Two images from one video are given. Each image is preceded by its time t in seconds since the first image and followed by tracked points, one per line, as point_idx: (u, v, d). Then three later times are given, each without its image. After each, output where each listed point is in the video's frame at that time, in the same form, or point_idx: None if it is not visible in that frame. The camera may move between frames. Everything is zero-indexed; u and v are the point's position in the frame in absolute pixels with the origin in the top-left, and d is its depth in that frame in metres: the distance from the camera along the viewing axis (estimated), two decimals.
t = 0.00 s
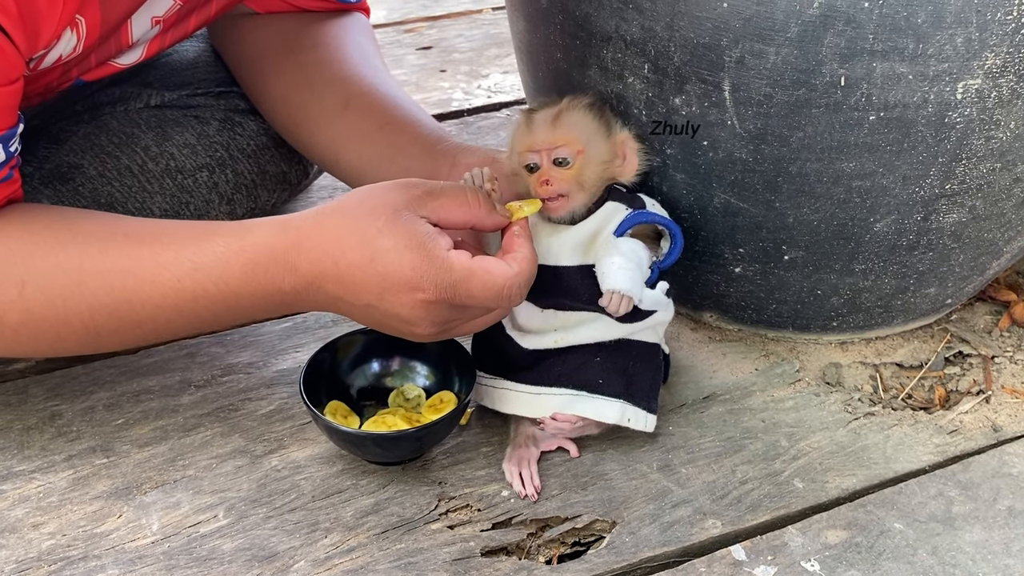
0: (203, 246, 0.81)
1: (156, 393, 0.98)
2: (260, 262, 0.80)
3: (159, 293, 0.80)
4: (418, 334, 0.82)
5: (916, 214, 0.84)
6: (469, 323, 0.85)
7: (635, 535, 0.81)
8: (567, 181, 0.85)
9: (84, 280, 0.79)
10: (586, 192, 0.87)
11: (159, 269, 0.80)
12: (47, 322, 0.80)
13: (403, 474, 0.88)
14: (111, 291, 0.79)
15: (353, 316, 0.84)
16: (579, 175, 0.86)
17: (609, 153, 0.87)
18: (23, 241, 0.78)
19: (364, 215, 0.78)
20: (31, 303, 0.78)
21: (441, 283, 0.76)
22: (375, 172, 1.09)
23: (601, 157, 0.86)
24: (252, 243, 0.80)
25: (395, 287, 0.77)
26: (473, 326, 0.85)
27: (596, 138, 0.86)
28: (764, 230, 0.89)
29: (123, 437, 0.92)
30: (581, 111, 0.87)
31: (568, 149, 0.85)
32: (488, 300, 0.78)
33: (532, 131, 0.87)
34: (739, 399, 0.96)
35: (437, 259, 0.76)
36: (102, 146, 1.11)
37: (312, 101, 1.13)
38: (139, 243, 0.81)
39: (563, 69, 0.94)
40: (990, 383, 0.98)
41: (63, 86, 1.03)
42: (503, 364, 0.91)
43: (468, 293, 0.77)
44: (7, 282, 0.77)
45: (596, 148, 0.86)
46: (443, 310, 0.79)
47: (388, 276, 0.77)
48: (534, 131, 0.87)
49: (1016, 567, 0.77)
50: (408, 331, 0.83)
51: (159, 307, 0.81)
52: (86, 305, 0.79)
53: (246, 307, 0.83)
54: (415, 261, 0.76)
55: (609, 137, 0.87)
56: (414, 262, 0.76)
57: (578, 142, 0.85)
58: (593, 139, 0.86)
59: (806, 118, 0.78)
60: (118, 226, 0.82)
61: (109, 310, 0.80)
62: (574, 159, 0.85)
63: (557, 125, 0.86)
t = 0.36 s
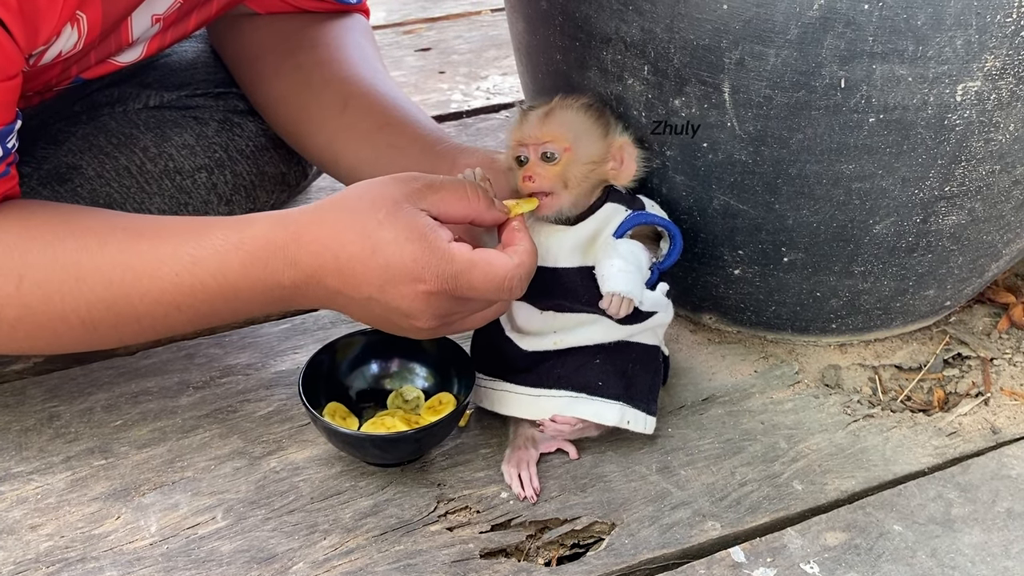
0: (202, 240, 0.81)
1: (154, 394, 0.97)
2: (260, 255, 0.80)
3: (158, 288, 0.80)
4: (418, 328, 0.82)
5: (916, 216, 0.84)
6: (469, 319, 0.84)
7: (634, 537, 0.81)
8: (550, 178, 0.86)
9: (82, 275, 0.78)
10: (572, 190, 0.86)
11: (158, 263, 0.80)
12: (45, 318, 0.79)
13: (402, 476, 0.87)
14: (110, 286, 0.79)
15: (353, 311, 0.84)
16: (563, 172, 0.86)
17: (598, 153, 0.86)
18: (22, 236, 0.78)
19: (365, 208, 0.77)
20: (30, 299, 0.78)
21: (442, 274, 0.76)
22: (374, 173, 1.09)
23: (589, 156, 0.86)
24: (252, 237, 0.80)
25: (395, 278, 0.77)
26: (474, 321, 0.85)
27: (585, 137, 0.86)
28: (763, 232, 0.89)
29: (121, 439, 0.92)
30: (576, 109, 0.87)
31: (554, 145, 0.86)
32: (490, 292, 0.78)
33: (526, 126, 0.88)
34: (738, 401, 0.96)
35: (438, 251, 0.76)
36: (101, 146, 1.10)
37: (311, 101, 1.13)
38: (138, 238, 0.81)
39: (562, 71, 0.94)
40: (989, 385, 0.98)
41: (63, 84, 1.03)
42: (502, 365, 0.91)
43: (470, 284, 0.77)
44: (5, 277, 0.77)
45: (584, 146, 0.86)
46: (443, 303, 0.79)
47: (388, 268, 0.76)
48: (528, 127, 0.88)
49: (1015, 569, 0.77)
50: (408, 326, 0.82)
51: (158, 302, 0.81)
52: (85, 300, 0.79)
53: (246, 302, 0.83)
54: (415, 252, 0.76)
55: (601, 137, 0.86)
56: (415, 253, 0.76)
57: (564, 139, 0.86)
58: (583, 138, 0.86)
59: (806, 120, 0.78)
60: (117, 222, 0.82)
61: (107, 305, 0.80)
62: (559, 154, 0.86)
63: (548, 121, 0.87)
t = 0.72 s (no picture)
0: (204, 238, 0.81)
1: (152, 396, 0.97)
2: (261, 253, 0.80)
3: (160, 285, 0.80)
4: (418, 325, 0.82)
5: (913, 218, 0.84)
6: (469, 316, 0.84)
7: (632, 538, 0.81)
8: (570, 186, 0.86)
9: (84, 273, 0.78)
10: (588, 197, 0.88)
11: (160, 261, 0.80)
12: (47, 317, 0.79)
13: (400, 477, 0.87)
14: (112, 283, 0.79)
15: (353, 308, 0.84)
16: (581, 180, 0.87)
17: (612, 158, 0.87)
18: (24, 235, 0.78)
19: (364, 203, 0.78)
20: (31, 298, 0.78)
21: (442, 268, 0.76)
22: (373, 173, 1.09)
23: (603, 162, 0.87)
24: (254, 234, 0.80)
25: (395, 273, 0.77)
26: (474, 318, 0.85)
27: (599, 143, 0.87)
28: (761, 233, 0.89)
29: (119, 439, 0.92)
30: (587, 114, 0.87)
31: (573, 153, 0.86)
32: (490, 288, 0.78)
33: (538, 133, 0.87)
34: (736, 402, 0.96)
35: (437, 245, 0.76)
36: (99, 147, 1.10)
37: (309, 101, 1.13)
38: (140, 237, 0.81)
39: (560, 73, 0.94)
40: (986, 386, 0.98)
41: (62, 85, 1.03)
42: (500, 367, 0.91)
43: (469, 278, 0.77)
44: (7, 277, 0.77)
45: (600, 153, 0.87)
46: (443, 298, 0.79)
47: (388, 262, 0.76)
48: (540, 133, 0.87)
49: (1012, 570, 0.77)
50: (408, 322, 0.82)
51: (159, 300, 0.81)
52: (86, 299, 0.79)
53: (246, 300, 0.83)
54: (415, 247, 0.76)
55: (613, 142, 0.88)
56: (414, 247, 0.76)
57: (582, 147, 0.86)
58: (598, 145, 0.87)
59: (804, 122, 0.78)
60: (119, 221, 0.82)
61: (109, 304, 0.80)
62: (577, 163, 0.86)
63: (564, 128, 0.86)
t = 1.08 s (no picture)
0: (204, 238, 0.81)
1: (150, 396, 0.97)
2: (261, 252, 0.80)
3: (160, 285, 0.80)
4: (417, 324, 0.82)
5: (911, 218, 0.84)
6: (468, 316, 0.84)
7: (629, 539, 0.81)
8: (561, 180, 0.87)
9: (86, 273, 0.78)
10: (581, 187, 0.88)
11: (161, 261, 0.80)
12: (48, 317, 0.79)
13: (398, 477, 0.87)
14: (113, 283, 0.79)
15: (352, 308, 0.84)
16: (572, 172, 0.87)
17: (599, 145, 0.88)
18: (25, 235, 0.78)
19: (364, 203, 0.78)
20: (32, 298, 0.78)
21: (440, 268, 0.76)
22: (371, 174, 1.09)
23: (591, 151, 0.88)
24: (254, 234, 0.80)
25: (393, 273, 0.77)
26: (474, 318, 0.85)
27: (583, 132, 0.88)
28: (758, 235, 0.89)
29: (117, 440, 0.92)
30: (566, 107, 0.88)
31: (558, 148, 0.87)
32: (487, 286, 0.77)
33: (520, 135, 0.89)
34: (734, 403, 0.96)
35: (435, 244, 0.76)
36: (97, 148, 1.10)
37: (306, 101, 1.13)
38: (141, 237, 0.81)
39: (558, 74, 0.94)
40: (984, 387, 0.98)
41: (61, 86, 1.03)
42: (499, 368, 0.91)
43: (467, 278, 0.77)
44: (8, 276, 0.77)
45: (585, 143, 0.87)
46: (442, 298, 0.79)
47: (387, 262, 0.76)
48: (522, 133, 0.88)
49: (1009, 572, 0.77)
50: (407, 322, 0.82)
51: (160, 300, 0.81)
52: (87, 299, 0.79)
53: (246, 300, 0.82)
54: (413, 246, 0.76)
55: (597, 128, 0.88)
56: (413, 247, 0.76)
57: (566, 140, 0.87)
58: (582, 136, 0.88)
59: (802, 123, 0.78)
60: (120, 220, 0.82)
61: (110, 303, 0.80)
62: (562, 157, 0.87)
63: (544, 125, 0.87)
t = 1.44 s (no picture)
0: (206, 239, 0.81)
1: (151, 397, 0.97)
2: (263, 252, 0.80)
3: (163, 286, 0.80)
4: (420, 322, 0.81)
5: (911, 219, 0.84)
6: (470, 313, 0.84)
7: (630, 540, 0.81)
8: (580, 157, 0.86)
9: (89, 275, 0.78)
10: (598, 166, 0.87)
11: (163, 262, 0.80)
12: (53, 319, 0.79)
13: (398, 478, 0.87)
14: (117, 285, 0.79)
15: (354, 306, 0.84)
16: (588, 151, 0.86)
17: (610, 127, 0.88)
18: (28, 236, 0.78)
19: (364, 201, 0.78)
20: (37, 299, 0.78)
21: (441, 264, 0.76)
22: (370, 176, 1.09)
23: (603, 132, 0.87)
24: (256, 234, 0.80)
25: (394, 270, 0.77)
26: (476, 315, 0.85)
27: (592, 115, 0.88)
28: (759, 235, 0.89)
29: (117, 441, 0.92)
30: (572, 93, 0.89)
31: (573, 128, 0.86)
32: (488, 281, 0.78)
33: (531, 120, 0.87)
34: (734, 403, 0.96)
35: (436, 241, 0.76)
36: (97, 149, 1.10)
37: (306, 103, 1.13)
38: (143, 237, 0.81)
39: (559, 75, 0.94)
40: (984, 388, 0.98)
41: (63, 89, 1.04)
42: (499, 368, 0.91)
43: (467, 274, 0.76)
44: (12, 278, 0.77)
45: (597, 123, 0.87)
46: (444, 295, 0.78)
47: (387, 260, 0.76)
48: (532, 119, 0.87)
49: (1010, 572, 0.77)
50: (409, 319, 0.82)
51: (164, 300, 0.81)
52: (91, 299, 0.79)
53: (249, 299, 0.82)
54: (414, 243, 0.76)
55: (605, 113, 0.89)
56: (413, 244, 0.76)
57: (579, 120, 0.87)
58: (593, 117, 0.87)
59: (802, 124, 0.79)
60: (122, 222, 0.82)
61: (113, 305, 0.80)
62: (579, 136, 0.86)
63: (555, 108, 0.87)
